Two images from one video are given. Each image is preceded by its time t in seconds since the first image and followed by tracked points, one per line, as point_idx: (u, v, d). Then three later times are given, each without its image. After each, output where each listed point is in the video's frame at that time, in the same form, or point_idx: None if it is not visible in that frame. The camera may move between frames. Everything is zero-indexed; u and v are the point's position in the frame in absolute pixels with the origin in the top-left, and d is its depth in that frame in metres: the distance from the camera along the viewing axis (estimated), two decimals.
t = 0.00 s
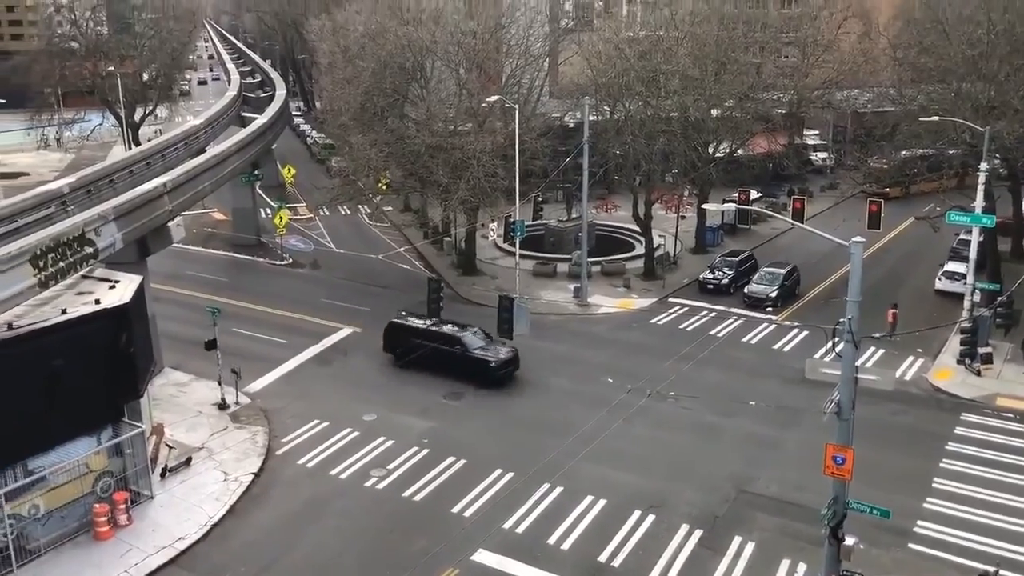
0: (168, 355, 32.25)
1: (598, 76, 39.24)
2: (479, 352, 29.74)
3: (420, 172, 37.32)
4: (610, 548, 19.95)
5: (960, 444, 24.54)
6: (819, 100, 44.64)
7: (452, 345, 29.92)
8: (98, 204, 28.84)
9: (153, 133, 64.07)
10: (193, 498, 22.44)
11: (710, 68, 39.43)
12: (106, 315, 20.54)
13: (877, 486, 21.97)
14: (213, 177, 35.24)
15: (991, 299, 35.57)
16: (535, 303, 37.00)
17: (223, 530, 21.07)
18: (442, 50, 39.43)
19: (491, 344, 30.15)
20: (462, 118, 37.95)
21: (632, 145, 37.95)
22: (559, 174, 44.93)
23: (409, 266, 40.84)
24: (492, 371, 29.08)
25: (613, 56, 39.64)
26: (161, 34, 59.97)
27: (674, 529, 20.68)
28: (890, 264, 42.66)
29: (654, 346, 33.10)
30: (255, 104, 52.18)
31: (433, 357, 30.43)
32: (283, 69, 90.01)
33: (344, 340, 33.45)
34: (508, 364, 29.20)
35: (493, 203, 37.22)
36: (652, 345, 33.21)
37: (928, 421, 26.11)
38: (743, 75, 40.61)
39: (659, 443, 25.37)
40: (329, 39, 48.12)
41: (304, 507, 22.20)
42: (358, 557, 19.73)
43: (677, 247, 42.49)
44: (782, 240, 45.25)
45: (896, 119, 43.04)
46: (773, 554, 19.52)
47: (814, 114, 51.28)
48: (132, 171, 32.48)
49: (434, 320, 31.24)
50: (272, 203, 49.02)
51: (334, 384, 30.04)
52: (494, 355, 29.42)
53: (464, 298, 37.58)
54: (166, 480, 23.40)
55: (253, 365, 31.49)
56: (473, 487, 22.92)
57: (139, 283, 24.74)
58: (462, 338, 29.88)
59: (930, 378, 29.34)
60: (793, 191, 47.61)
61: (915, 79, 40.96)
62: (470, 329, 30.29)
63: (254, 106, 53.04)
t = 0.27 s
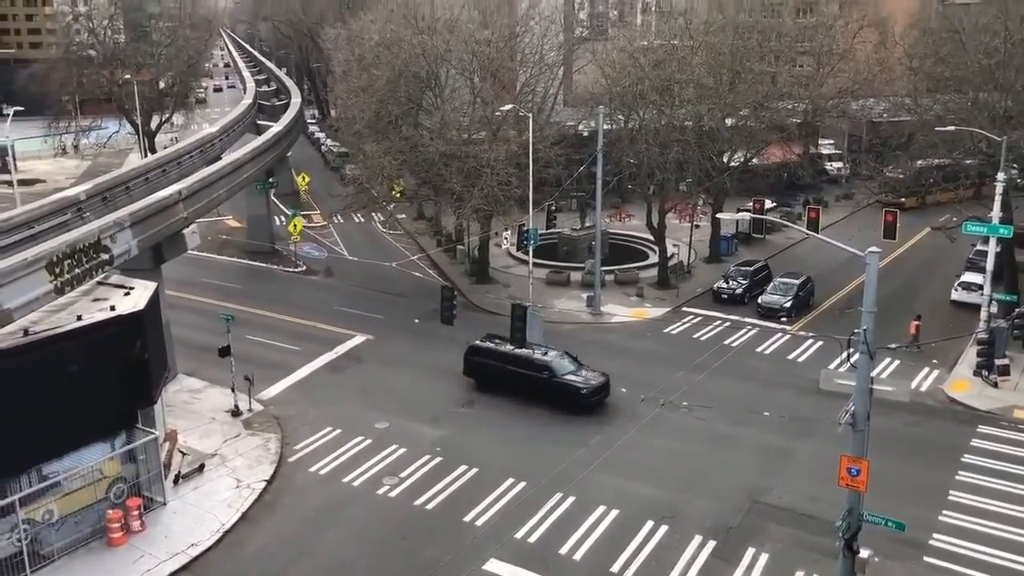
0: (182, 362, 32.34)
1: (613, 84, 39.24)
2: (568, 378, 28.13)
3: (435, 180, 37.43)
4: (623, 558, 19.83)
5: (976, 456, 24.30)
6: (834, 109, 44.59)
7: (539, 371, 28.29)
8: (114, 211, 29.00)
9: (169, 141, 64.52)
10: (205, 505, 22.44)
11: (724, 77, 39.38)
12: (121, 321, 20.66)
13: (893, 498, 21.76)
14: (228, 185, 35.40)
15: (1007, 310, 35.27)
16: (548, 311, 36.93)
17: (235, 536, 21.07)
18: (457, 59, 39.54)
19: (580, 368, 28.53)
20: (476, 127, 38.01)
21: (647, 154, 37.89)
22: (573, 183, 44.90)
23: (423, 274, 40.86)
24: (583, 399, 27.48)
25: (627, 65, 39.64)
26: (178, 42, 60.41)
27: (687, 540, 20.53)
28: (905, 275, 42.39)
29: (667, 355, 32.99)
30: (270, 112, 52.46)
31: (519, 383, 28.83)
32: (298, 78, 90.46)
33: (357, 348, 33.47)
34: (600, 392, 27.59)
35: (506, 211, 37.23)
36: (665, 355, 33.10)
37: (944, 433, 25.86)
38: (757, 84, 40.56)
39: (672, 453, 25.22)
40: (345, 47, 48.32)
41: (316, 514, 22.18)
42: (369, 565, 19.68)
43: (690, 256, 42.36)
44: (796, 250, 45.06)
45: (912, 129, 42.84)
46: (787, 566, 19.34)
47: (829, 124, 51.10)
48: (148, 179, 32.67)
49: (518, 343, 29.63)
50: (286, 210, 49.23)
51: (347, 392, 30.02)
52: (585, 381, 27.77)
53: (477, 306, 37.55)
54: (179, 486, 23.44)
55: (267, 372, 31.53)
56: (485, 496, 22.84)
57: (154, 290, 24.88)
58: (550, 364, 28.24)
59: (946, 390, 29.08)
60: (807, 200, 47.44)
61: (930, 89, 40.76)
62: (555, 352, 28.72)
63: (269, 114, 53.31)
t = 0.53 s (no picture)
0: (199, 369, 32.54)
1: (630, 95, 39.30)
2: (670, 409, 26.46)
3: (451, 190, 37.53)
4: (637, 570, 19.77)
5: (995, 470, 24.06)
6: (851, 121, 44.49)
7: (638, 401, 26.65)
8: (133, 219, 29.23)
9: (188, 150, 65.13)
10: (221, 512, 22.54)
11: (742, 88, 39.39)
12: (140, 329, 20.70)
13: (911, 513, 21.58)
14: (246, 194, 35.60)
15: None
16: (563, 321, 36.93)
17: (250, 544, 21.14)
18: (474, 69, 39.68)
19: (681, 400, 26.86)
20: (493, 137, 38.09)
21: (663, 164, 37.91)
22: (589, 193, 44.96)
23: (438, 283, 40.96)
24: (687, 433, 25.80)
25: (644, 76, 39.72)
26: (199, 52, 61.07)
27: (702, 552, 20.45)
28: (923, 287, 42.12)
29: (683, 366, 32.88)
30: (288, 121, 52.87)
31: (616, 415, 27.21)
32: (316, 88, 91.13)
33: (373, 357, 33.56)
34: (704, 426, 25.90)
35: (522, 221, 37.29)
36: (681, 366, 33.00)
37: (963, 447, 25.64)
38: (774, 95, 40.52)
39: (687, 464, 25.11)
40: (363, 57, 48.66)
41: (331, 522, 22.23)
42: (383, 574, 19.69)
43: (707, 267, 42.27)
44: (813, 262, 44.88)
45: (930, 141, 42.64)
46: None
47: (847, 135, 50.97)
48: (167, 187, 32.92)
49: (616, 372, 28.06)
50: (304, 219, 49.51)
51: (362, 400, 30.11)
52: (688, 414, 26.04)
53: (493, 315, 37.60)
54: (195, 493, 23.56)
55: (283, 380, 31.67)
56: (499, 505, 22.84)
57: (172, 298, 25.04)
58: (650, 394, 26.60)
59: (964, 404, 28.84)
60: (825, 212, 47.28)
61: (950, 100, 40.58)
62: (655, 383, 27.09)
63: (288, 124, 53.71)
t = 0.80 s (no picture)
0: (226, 382, 32.78)
1: (657, 111, 39.32)
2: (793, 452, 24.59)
3: (477, 206, 37.65)
4: None
5: None
6: (881, 137, 44.20)
7: (760, 443, 24.86)
8: (164, 232, 29.58)
9: (219, 164, 65.99)
10: (246, 524, 22.62)
11: (770, 105, 39.30)
12: (169, 341, 20.90)
13: (942, 535, 21.22)
14: (275, 208, 35.92)
15: None
16: (589, 337, 36.84)
17: (275, 557, 21.18)
18: (502, 86, 39.89)
19: (804, 442, 24.96)
20: (519, 153, 38.20)
21: (690, 181, 37.83)
22: (616, 209, 44.96)
23: (464, 298, 41.03)
24: (812, 478, 23.91)
25: (672, 93, 39.74)
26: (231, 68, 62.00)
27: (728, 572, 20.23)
28: (954, 306, 41.59)
29: (710, 384, 32.66)
30: (317, 137, 53.41)
31: (736, 456, 25.39)
32: (345, 104, 92.07)
33: (398, 371, 33.64)
34: (831, 471, 23.96)
35: (548, 236, 37.31)
36: (708, 383, 32.78)
37: (996, 469, 25.20)
38: (803, 111, 40.38)
39: (713, 483, 24.90)
40: (392, 74, 49.11)
41: (355, 536, 22.24)
42: None
43: (734, 283, 42.06)
44: (842, 279, 44.50)
45: (961, 158, 42.23)
46: None
47: (876, 153, 50.63)
48: (198, 201, 33.31)
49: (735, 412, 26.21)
50: (332, 233, 49.89)
51: (388, 414, 30.18)
52: (815, 456, 24.16)
53: (518, 330, 37.59)
54: (222, 505, 23.68)
55: (309, 393, 31.81)
56: (524, 521, 22.74)
57: (202, 311, 25.26)
58: (773, 436, 24.80)
59: (997, 425, 28.36)
60: (854, 229, 46.93)
61: (981, 117, 40.19)
62: (777, 423, 25.28)
63: (317, 139, 54.25)
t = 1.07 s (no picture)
0: (259, 393, 33.06)
1: (689, 126, 39.20)
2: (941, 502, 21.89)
3: (508, 220, 37.73)
4: None
5: None
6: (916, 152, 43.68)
7: (904, 492, 22.32)
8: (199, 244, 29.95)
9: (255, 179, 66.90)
10: (276, 535, 22.73)
11: (803, 119, 39.08)
12: (203, 352, 21.11)
13: (981, 559, 20.74)
14: (308, 223, 36.26)
15: None
16: (620, 352, 36.65)
17: (304, 568, 21.26)
18: (533, 101, 40.03)
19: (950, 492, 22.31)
20: (550, 168, 38.22)
21: (723, 195, 37.62)
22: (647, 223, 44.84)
23: (495, 311, 41.08)
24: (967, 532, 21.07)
25: (704, 108, 39.62)
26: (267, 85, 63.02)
27: None
28: (992, 324, 40.84)
29: (742, 401, 32.31)
30: (351, 151, 53.97)
31: (868, 503, 22.85)
32: (378, 119, 93.03)
33: (428, 384, 33.70)
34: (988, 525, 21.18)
35: (579, 251, 37.24)
36: (740, 400, 32.44)
37: None
38: (837, 126, 40.14)
39: (745, 501, 24.59)
40: (424, 89, 49.55)
41: (384, 549, 22.25)
42: None
43: (767, 299, 41.67)
44: (877, 295, 43.91)
45: (999, 174, 41.58)
46: None
47: (912, 168, 50.02)
48: (233, 214, 33.72)
49: (867, 454, 23.62)
50: (364, 247, 50.27)
51: (418, 427, 30.23)
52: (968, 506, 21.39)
53: (548, 344, 37.51)
54: (252, 515, 23.84)
55: (340, 405, 31.97)
56: (553, 538, 22.61)
57: (234, 321, 25.54)
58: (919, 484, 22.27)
59: None
60: (889, 245, 46.35)
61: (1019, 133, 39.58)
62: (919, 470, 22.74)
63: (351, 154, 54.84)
